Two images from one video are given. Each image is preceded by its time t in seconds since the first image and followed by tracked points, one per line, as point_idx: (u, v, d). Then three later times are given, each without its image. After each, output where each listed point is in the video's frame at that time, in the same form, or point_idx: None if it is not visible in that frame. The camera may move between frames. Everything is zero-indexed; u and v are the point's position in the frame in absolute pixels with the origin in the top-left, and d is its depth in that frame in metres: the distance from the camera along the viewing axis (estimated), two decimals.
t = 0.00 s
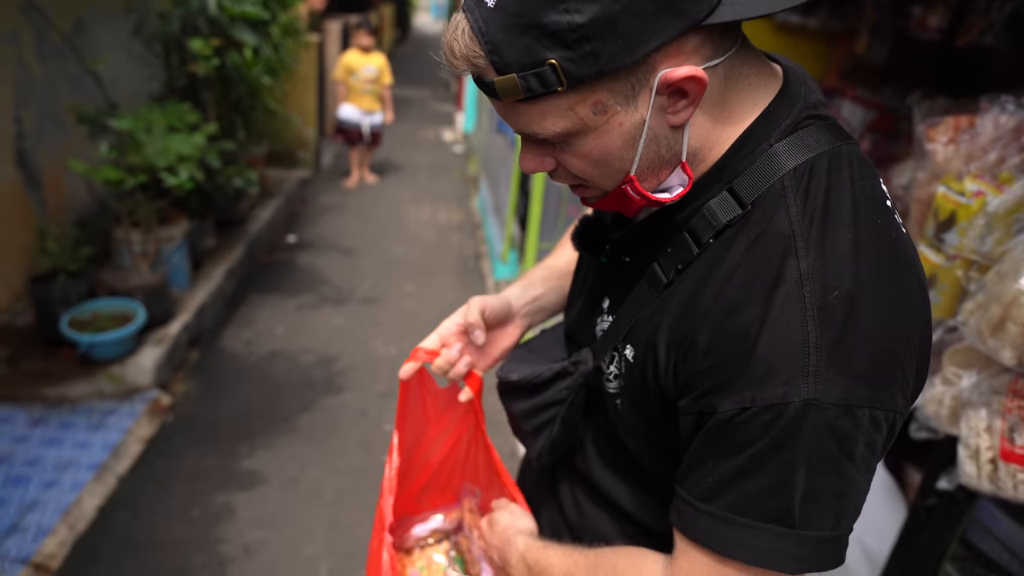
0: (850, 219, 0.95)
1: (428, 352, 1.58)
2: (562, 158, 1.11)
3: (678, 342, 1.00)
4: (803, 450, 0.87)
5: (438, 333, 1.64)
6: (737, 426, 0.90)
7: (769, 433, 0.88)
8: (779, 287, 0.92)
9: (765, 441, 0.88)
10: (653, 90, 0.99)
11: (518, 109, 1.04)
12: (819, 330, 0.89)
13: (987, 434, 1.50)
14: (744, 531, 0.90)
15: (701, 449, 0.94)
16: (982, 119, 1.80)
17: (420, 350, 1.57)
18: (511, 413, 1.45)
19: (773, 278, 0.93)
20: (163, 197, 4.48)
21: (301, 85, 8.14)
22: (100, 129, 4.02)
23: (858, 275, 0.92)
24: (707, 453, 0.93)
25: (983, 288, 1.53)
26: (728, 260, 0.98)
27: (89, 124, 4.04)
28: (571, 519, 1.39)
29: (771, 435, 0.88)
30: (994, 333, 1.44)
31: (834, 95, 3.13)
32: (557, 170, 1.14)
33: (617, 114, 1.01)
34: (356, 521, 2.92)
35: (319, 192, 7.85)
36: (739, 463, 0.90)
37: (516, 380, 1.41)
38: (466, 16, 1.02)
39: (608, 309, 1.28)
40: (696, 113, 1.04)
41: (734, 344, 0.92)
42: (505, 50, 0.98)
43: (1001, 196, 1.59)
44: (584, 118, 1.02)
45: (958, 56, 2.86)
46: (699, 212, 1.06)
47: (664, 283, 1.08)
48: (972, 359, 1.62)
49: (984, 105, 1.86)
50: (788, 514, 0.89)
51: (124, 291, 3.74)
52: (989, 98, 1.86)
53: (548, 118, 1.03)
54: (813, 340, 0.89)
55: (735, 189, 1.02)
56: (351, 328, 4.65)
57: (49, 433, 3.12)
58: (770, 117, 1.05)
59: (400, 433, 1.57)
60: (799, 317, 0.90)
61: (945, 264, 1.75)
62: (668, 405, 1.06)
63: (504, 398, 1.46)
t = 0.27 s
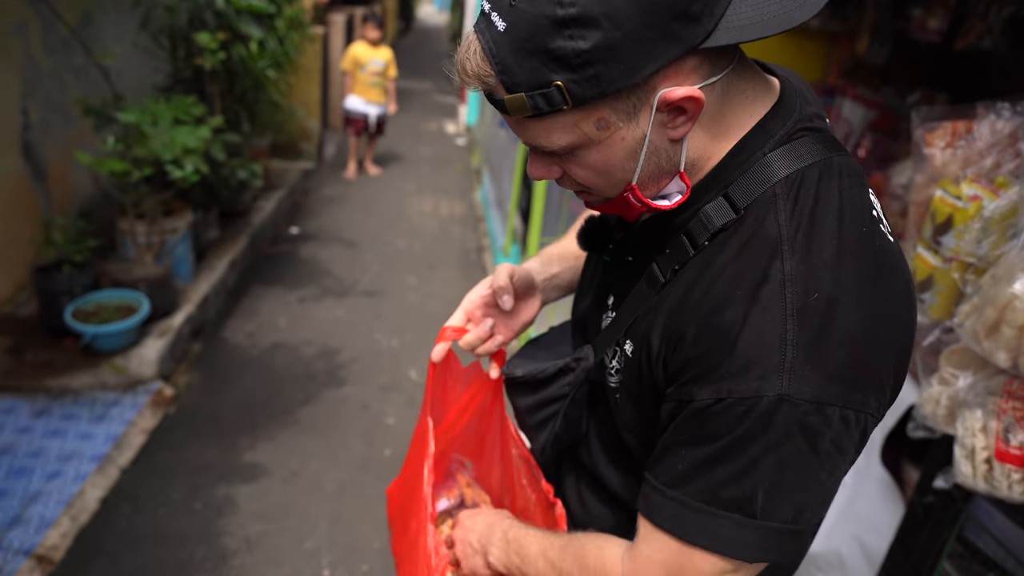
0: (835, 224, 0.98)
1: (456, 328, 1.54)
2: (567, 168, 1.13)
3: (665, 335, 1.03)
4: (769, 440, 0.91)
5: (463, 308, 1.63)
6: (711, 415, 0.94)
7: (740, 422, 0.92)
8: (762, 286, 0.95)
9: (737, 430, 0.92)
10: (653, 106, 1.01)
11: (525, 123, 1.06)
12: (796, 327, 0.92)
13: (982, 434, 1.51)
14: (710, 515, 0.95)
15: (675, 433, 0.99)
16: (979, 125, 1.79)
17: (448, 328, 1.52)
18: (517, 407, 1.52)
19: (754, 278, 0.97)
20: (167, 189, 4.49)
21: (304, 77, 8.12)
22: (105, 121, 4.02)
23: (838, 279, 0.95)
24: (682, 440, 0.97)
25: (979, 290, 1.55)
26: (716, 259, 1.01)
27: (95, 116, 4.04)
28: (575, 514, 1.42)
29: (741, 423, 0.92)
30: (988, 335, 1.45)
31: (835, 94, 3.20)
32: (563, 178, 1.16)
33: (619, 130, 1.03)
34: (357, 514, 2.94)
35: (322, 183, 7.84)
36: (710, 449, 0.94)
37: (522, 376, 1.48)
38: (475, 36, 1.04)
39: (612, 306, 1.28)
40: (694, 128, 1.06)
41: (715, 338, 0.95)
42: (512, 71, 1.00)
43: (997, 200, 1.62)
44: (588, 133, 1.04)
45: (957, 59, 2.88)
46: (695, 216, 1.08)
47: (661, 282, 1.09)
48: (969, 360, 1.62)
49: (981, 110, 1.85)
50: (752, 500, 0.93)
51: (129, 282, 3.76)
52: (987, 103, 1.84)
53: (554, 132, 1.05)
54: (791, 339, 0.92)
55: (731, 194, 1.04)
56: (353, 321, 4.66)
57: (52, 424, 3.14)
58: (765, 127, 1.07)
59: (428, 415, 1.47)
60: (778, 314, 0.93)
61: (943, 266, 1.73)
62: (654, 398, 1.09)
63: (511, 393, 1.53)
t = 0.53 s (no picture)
0: (809, 253, 1.01)
1: (475, 299, 1.56)
2: (582, 184, 1.15)
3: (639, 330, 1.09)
4: (700, 435, 0.97)
5: (480, 279, 1.65)
6: (653, 401, 1.00)
7: (676, 414, 0.98)
8: (727, 296, 1.00)
9: (670, 421, 0.98)
10: (668, 130, 1.03)
11: (543, 142, 1.08)
12: (749, 341, 0.97)
13: (978, 436, 1.54)
14: (635, 491, 1.01)
15: (620, 409, 1.05)
16: (977, 133, 1.80)
17: (467, 301, 1.54)
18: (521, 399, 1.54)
19: (719, 287, 1.01)
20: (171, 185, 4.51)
21: (306, 74, 8.13)
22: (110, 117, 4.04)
23: (800, 305, 0.98)
24: (625, 419, 1.04)
25: (976, 295, 1.56)
26: (695, 266, 1.06)
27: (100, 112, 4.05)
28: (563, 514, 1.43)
29: (676, 412, 0.98)
30: (985, 339, 1.47)
31: (836, 98, 3.23)
32: (576, 192, 1.18)
33: (633, 152, 1.05)
34: (358, 510, 2.96)
35: (323, 180, 7.85)
36: (647, 432, 1.01)
37: (524, 368, 1.51)
38: (499, 58, 1.06)
39: (611, 302, 1.32)
40: (704, 152, 1.10)
41: (677, 336, 1.01)
42: (533, 95, 1.02)
43: (995, 207, 1.63)
44: (602, 155, 1.06)
45: (956, 65, 2.98)
46: (688, 228, 1.12)
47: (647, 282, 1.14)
48: (964, 363, 1.63)
49: (979, 117, 1.85)
50: (671, 482, 1.00)
51: (133, 278, 3.78)
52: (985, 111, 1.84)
53: (570, 152, 1.07)
54: (738, 352, 0.96)
55: (724, 210, 1.09)
56: (354, 318, 4.68)
57: (56, 418, 3.16)
58: (765, 152, 1.12)
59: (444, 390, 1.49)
60: (734, 324, 0.98)
61: (940, 271, 1.75)
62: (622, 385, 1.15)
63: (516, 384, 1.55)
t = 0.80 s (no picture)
0: (799, 256, 1.06)
1: (469, 287, 1.59)
2: (585, 184, 1.19)
3: (637, 327, 1.14)
4: (692, 427, 1.02)
5: (473, 266, 1.67)
6: (648, 394, 1.05)
7: (669, 406, 1.03)
8: (720, 295, 1.06)
9: (664, 414, 1.03)
10: (669, 132, 1.08)
11: (550, 145, 1.12)
12: (740, 338, 1.02)
13: (974, 438, 1.54)
14: (629, 483, 1.05)
15: (617, 402, 1.10)
16: (976, 139, 1.82)
17: (461, 288, 1.57)
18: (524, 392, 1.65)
19: (712, 287, 1.07)
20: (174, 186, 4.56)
21: (306, 76, 8.19)
22: (113, 118, 4.08)
23: (790, 304, 1.03)
24: (620, 413, 1.09)
25: (974, 299, 1.58)
26: (691, 267, 1.12)
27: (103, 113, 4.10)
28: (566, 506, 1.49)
29: (669, 404, 1.03)
30: (982, 342, 1.48)
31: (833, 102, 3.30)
32: (580, 193, 1.22)
33: (637, 154, 1.10)
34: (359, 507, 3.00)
35: (323, 181, 7.90)
36: (640, 424, 1.05)
37: (527, 361, 1.63)
38: (506, 64, 1.10)
39: (611, 301, 1.36)
40: (705, 153, 1.15)
41: (672, 332, 1.07)
42: (541, 99, 1.06)
43: (993, 212, 1.64)
44: (608, 156, 1.10)
45: (954, 70, 3.03)
46: (687, 229, 1.17)
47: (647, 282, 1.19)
48: (961, 366, 1.66)
49: (977, 123, 1.87)
50: (663, 474, 1.04)
51: (136, 278, 3.83)
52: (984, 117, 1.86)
53: (576, 153, 1.11)
54: (731, 347, 1.01)
55: (721, 212, 1.14)
56: (354, 318, 4.73)
57: (62, 415, 3.21)
58: (761, 156, 1.17)
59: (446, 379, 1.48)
60: (726, 321, 1.03)
61: (938, 275, 1.75)
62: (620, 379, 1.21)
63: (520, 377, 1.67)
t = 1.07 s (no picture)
0: (811, 251, 1.08)
1: (462, 279, 1.60)
2: (593, 185, 1.20)
3: (652, 330, 1.15)
4: (720, 427, 1.03)
5: (468, 260, 1.69)
6: (674, 397, 1.06)
7: (696, 408, 1.04)
8: (737, 293, 1.07)
9: (691, 415, 1.04)
10: (678, 131, 1.09)
11: (560, 145, 1.13)
12: (761, 334, 1.03)
13: (970, 440, 1.55)
14: (660, 488, 1.07)
15: (640, 408, 1.11)
16: (974, 142, 1.83)
17: (454, 279, 1.58)
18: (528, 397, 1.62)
19: (729, 285, 1.08)
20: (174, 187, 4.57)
21: (304, 77, 8.20)
22: (114, 119, 4.09)
23: (807, 298, 1.05)
24: (645, 419, 1.10)
25: (970, 302, 1.60)
26: (703, 267, 1.12)
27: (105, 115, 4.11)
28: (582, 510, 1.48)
29: (697, 407, 1.04)
30: (979, 345, 1.50)
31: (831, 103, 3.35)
32: (588, 193, 1.23)
33: (646, 152, 1.11)
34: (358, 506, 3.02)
35: (321, 181, 7.91)
36: (669, 429, 1.06)
37: (531, 365, 1.60)
38: (518, 66, 1.12)
39: (617, 304, 1.38)
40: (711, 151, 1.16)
41: (690, 333, 1.07)
42: (552, 99, 1.07)
43: (990, 215, 1.65)
44: (617, 155, 1.11)
45: (950, 70, 3.04)
46: (695, 228, 1.18)
47: (657, 284, 1.20)
48: (958, 368, 1.68)
49: (975, 126, 1.88)
50: (694, 477, 1.06)
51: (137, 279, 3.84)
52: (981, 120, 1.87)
53: (586, 153, 1.12)
54: (753, 345, 1.03)
55: (727, 212, 1.15)
56: (352, 318, 4.74)
57: (65, 415, 3.21)
58: (766, 155, 1.18)
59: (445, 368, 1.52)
60: (746, 318, 1.04)
61: (934, 277, 1.78)
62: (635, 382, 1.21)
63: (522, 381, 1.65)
